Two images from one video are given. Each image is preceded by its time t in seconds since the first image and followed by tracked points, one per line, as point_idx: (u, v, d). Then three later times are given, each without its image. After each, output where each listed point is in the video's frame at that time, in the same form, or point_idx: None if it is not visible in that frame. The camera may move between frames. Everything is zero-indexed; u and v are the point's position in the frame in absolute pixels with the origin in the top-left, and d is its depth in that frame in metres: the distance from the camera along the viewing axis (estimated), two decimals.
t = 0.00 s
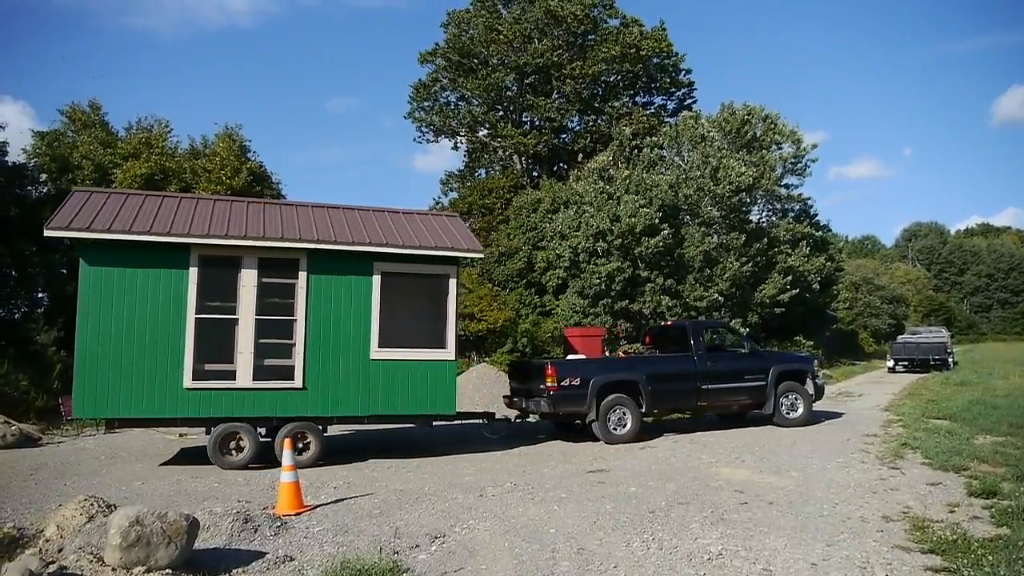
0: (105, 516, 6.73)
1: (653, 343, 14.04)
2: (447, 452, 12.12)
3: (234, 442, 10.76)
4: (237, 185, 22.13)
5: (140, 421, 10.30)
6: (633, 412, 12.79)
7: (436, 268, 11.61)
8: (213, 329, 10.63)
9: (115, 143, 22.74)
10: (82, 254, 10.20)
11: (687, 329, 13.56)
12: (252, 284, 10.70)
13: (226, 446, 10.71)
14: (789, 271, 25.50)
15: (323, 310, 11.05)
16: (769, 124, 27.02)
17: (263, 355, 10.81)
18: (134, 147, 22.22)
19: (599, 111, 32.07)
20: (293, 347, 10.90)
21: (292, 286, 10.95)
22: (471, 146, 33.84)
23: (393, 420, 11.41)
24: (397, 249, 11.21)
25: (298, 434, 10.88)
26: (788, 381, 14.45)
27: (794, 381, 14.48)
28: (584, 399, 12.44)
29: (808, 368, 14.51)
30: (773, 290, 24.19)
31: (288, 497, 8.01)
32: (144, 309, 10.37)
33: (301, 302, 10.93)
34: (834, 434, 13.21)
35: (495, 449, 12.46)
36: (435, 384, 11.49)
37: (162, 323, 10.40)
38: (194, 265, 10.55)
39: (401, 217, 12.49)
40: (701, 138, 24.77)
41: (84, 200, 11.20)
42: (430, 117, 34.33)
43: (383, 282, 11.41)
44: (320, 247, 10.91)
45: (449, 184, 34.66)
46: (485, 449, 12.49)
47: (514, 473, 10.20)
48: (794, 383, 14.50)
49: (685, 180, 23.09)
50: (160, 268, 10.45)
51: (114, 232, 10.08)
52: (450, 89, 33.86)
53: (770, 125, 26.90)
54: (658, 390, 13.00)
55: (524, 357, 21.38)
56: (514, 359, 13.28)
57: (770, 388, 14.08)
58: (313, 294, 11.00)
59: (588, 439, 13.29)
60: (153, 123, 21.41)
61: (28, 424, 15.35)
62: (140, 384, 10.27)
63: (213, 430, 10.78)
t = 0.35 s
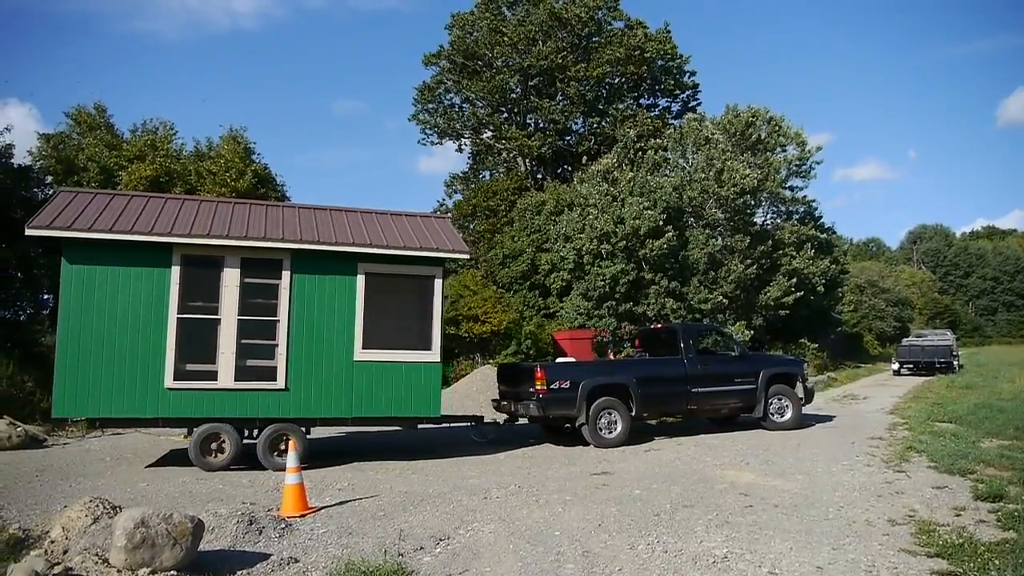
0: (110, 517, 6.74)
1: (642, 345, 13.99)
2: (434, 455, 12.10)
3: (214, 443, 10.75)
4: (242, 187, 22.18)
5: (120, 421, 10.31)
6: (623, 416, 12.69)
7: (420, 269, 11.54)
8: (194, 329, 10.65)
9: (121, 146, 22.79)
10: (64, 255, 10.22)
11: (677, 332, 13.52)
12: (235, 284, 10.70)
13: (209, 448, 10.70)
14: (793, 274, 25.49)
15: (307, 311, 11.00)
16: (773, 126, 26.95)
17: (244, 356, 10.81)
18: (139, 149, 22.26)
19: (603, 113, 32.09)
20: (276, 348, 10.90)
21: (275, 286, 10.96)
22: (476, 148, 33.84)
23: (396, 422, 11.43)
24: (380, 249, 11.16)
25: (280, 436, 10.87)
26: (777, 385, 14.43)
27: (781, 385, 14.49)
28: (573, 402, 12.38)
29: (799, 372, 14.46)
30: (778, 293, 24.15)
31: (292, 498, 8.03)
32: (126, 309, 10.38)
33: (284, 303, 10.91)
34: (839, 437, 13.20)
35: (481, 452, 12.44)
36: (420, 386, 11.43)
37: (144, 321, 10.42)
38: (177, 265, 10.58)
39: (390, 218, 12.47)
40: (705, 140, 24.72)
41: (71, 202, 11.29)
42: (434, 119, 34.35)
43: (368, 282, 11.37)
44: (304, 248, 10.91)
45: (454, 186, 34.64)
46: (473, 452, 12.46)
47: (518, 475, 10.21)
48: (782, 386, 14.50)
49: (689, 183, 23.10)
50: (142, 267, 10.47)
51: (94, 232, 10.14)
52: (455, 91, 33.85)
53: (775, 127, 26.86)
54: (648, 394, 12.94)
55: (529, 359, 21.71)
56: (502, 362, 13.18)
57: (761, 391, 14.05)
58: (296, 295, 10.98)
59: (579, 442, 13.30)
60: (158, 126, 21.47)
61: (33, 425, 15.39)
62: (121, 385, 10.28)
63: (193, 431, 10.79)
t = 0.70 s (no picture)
0: (128, 514, 6.79)
1: (641, 344, 13.95)
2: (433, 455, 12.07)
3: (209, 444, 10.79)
4: (256, 186, 22.28)
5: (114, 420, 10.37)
6: (624, 415, 12.65)
7: (415, 268, 11.42)
8: (188, 329, 10.70)
9: (135, 146, 22.90)
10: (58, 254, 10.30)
11: (676, 330, 13.46)
12: (229, 283, 10.72)
13: (203, 446, 10.75)
14: (808, 271, 25.37)
15: (303, 310, 11.00)
16: (788, 123, 26.76)
17: (238, 356, 10.82)
18: (154, 150, 22.38)
19: (616, 111, 32.06)
20: (270, 347, 10.89)
21: (269, 285, 10.94)
22: (488, 146, 33.81)
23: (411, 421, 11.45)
24: (374, 248, 11.06)
25: (274, 436, 10.89)
26: (778, 383, 14.31)
27: (785, 383, 14.36)
28: (573, 401, 12.34)
29: (799, 370, 14.32)
30: (792, 290, 24.05)
31: (308, 496, 8.06)
32: (119, 308, 10.44)
33: (278, 302, 10.90)
34: (855, 435, 13.13)
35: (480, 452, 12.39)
36: (415, 386, 11.32)
37: (137, 321, 10.48)
38: (170, 263, 10.60)
39: (387, 217, 12.41)
40: (719, 137, 24.62)
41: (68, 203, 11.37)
42: (447, 118, 34.33)
43: (363, 281, 11.31)
44: (298, 248, 10.87)
45: (466, 184, 34.61)
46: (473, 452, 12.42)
47: (533, 473, 10.20)
48: (785, 385, 14.37)
49: (704, 180, 23.03)
50: (135, 266, 10.52)
51: (90, 232, 10.19)
52: (467, 90, 33.82)
53: (790, 124, 26.74)
54: (648, 393, 12.88)
55: (542, 356, 22.16)
56: (502, 361, 13.18)
57: (761, 390, 13.95)
58: (290, 293, 10.96)
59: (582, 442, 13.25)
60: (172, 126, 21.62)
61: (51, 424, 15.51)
62: (114, 384, 10.34)
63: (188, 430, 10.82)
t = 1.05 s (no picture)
0: (173, 511, 6.90)
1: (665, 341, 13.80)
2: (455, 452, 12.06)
3: (229, 442, 10.87)
4: (292, 187, 22.49)
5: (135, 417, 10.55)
6: (648, 412, 12.54)
7: (433, 265, 11.37)
8: (207, 327, 10.87)
9: (173, 148, 23.21)
10: (81, 255, 10.54)
11: (700, 325, 13.29)
12: (246, 281, 10.84)
13: (222, 444, 10.82)
14: (847, 263, 25.03)
15: (320, 308, 11.05)
16: (824, 113, 26.47)
17: (256, 353, 10.95)
18: (192, 152, 22.69)
19: (649, 105, 31.90)
20: (288, 345, 10.96)
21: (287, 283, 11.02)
22: (520, 143, 33.71)
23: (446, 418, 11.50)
24: (390, 245, 11.02)
25: (293, 432, 10.96)
26: (804, 378, 14.09)
27: (812, 377, 14.15)
28: (596, 399, 12.25)
29: (825, 365, 14.09)
30: (831, 283, 23.69)
31: (347, 493, 8.13)
32: (140, 308, 10.62)
33: (294, 300, 10.97)
34: (898, 429, 12.91)
35: (502, 449, 12.35)
36: (433, 382, 11.23)
37: (157, 319, 10.65)
38: (189, 262, 10.74)
39: (405, 216, 12.41)
40: (754, 129, 24.31)
41: (96, 204, 11.65)
42: (479, 115, 34.29)
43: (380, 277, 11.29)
44: (314, 245, 10.90)
45: (499, 181, 34.58)
46: (495, 449, 12.38)
47: (570, 469, 10.19)
48: (812, 379, 14.16)
49: (739, 172, 22.75)
50: (154, 265, 10.69)
51: (110, 232, 10.40)
52: (498, 87, 33.76)
53: (826, 114, 26.42)
54: (673, 389, 12.73)
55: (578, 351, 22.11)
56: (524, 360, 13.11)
57: (787, 385, 13.75)
58: (305, 291, 11.01)
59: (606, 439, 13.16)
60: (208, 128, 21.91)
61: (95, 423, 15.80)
62: (135, 382, 10.52)
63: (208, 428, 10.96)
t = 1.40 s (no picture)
0: (223, 508, 7.02)
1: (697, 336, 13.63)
2: (486, 450, 12.07)
3: (260, 441, 11.01)
4: (333, 188, 22.74)
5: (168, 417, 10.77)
6: (680, 409, 12.40)
7: (459, 262, 11.37)
8: (237, 328, 11.01)
9: (218, 152, 23.56)
10: (114, 259, 10.78)
11: (733, 320, 13.09)
12: (274, 282, 10.98)
13: (253, 444, 10.96)
14: (896, 255, 24.59)
15: (348, 308, 11.13)
16: (870, 101, 26.07)
17: (285, 353, 11.05)
18: (236, 156, 23.03)
19: (689, 98, 31.65)
20: (316, 344, 11.06)
21: (314, 283, 11.13)
22: (559, 139, 33.47)
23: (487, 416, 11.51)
24: (414, 243, 11.06)
25: (322, 431, 11.07)
26: (842, 373, 13.85)
27: (850, 373, 13.92)
28: (627, 395, 12.14)
29: (863, 360, 13.84)
30: (880, 276, 23.19)
31: (393, 491, 8.18)
32: (171, 310, 10.83)
33: (322, 300, 11.06)
34: (949, 424, 12.62)
35: (532, 447, 12.32)
36: (459, 381, 11.22)
37: (188, 320, 10.84)
38: (217, 263, 10.93)
39: (434, 215, 12.45)
40: (797, 120, 23.93)
41: (135, 209, 11.93)
42: (517, 113, 34.23)
43: (405, 276, 11.33)
44: (339, 244, 11.00)
45: (539, 178, 34.52)
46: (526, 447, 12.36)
47: (614, 466, 10.14)
48: (850, 374, 13.93)
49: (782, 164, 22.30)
50: (184, 268, 10.88)
51: (141, 234, 10.61)
52: (537, 84, 33.64)
53: (871, 103, 25.97)
54: (706, 386, 12.57)
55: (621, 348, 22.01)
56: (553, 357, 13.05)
57: (823, 381, 13.54)
58: (332, 292, 11.10)
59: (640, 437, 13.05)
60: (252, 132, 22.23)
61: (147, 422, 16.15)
62: (168, 382, 10.74)
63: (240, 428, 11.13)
